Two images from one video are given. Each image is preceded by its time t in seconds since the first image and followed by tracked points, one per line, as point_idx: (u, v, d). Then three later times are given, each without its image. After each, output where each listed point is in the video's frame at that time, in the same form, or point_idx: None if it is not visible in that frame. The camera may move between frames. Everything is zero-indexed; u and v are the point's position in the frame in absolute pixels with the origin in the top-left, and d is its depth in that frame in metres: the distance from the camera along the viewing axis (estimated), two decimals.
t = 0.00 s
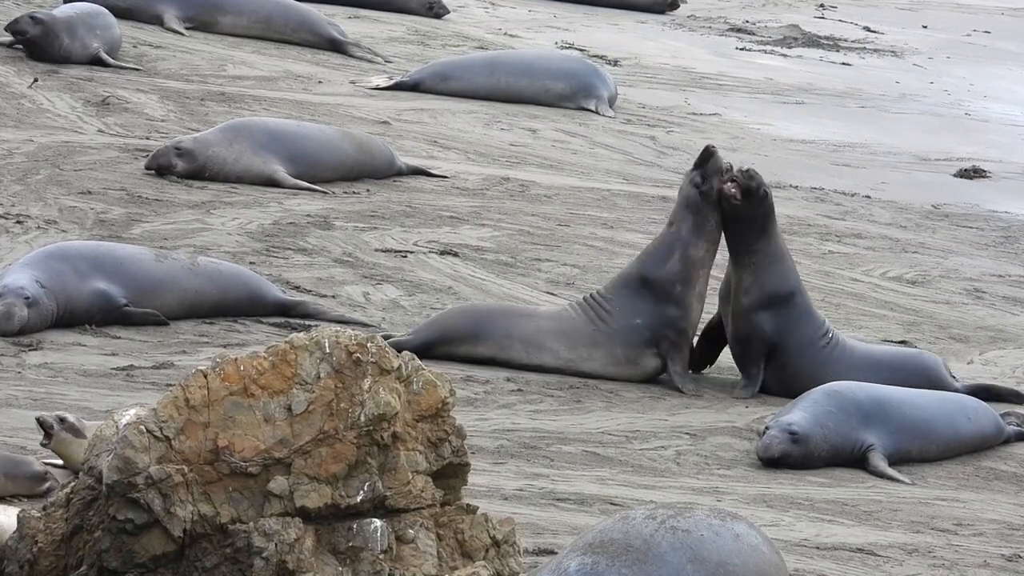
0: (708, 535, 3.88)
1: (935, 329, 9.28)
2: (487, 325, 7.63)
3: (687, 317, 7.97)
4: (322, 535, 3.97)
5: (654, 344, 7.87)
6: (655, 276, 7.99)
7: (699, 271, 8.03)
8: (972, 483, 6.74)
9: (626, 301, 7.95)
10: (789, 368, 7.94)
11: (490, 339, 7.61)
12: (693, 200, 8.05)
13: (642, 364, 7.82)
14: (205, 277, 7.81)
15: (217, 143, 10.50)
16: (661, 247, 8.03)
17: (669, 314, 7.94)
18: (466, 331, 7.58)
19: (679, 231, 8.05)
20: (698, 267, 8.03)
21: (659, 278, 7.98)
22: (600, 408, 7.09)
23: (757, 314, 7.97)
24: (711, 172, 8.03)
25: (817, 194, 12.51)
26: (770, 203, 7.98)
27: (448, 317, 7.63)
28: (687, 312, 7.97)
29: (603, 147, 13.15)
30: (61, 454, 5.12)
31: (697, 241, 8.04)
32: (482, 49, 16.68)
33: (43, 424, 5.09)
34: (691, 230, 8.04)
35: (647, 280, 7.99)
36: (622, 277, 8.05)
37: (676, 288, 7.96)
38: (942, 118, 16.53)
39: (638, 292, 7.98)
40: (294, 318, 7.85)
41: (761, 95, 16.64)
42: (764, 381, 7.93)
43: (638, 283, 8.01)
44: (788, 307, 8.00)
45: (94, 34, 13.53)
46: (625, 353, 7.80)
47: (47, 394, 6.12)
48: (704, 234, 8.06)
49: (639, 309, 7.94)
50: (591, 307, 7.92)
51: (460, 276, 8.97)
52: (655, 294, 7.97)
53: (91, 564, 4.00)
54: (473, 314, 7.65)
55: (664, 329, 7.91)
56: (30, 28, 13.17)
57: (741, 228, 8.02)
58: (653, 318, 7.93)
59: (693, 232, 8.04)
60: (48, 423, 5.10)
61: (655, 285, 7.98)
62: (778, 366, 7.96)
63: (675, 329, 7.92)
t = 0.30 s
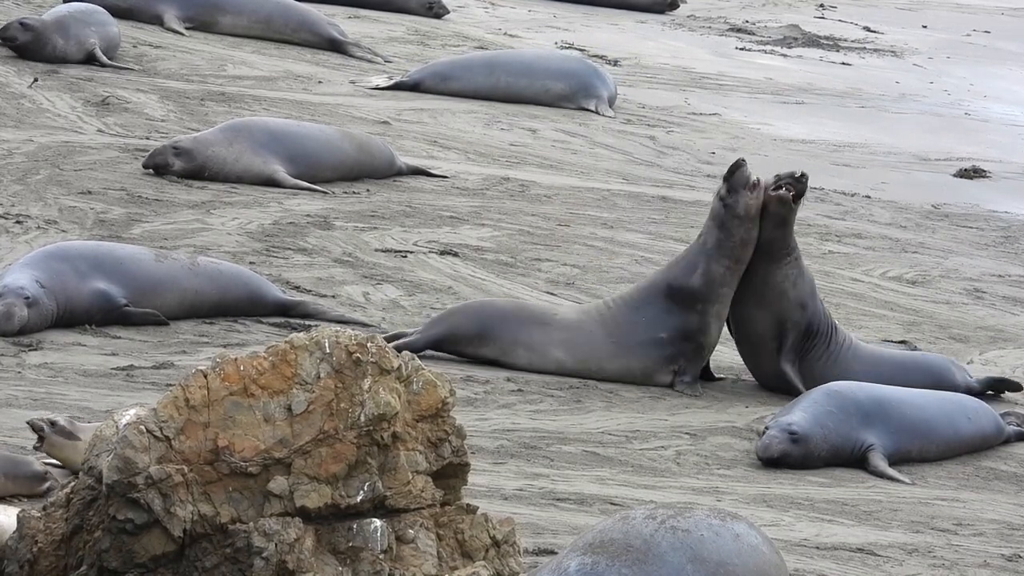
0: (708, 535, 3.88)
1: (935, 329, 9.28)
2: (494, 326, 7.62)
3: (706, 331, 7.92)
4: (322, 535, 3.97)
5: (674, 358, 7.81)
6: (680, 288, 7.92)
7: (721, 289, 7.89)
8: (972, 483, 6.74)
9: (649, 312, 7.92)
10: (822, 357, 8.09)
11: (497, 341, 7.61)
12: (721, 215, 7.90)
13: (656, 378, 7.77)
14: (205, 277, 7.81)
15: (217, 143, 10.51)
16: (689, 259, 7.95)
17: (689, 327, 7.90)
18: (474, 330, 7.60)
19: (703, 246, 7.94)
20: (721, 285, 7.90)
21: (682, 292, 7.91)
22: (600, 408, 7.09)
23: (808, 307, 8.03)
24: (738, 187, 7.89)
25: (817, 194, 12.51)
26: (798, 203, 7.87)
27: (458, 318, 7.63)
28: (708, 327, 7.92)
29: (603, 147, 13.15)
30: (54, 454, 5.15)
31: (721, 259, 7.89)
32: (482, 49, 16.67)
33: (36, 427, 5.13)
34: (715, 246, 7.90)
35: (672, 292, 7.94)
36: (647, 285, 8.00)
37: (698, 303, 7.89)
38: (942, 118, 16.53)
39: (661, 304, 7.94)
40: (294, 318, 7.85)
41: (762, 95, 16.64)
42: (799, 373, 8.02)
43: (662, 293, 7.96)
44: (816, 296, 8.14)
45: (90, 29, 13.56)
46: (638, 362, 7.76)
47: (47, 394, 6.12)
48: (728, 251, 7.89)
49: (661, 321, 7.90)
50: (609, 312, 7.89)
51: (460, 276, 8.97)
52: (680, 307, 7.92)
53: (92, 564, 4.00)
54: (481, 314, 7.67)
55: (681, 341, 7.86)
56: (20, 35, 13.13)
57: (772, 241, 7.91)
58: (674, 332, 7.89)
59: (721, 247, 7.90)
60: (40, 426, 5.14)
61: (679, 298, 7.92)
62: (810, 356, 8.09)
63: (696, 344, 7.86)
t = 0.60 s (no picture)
0: (708, 535, 3.88)
1: (935, 328, 9.28)
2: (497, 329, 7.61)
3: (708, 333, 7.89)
4: (323, 535, 3.97)
5: (677, 360, 7.79)
6: (684, 288, 7.88)
7: (727, 289, 7.90)
8: (973, 483, 6.74)
9: (653, 313, 7.87)
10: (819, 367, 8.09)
11: (500, 345, 7.59)
12: (728, 212, 7.92)
13: (659, 381, 7.77)
14: (205, 277, 7.81)
15: (217, 143, 10.51)
16: (693, 258, 7.92)
17: (692, 328, 7.87)
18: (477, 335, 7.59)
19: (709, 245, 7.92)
20: (726, 284, 7.90)
21: (687, 292, 7.88)
22: (600, 408, 7.09)
23: (804, 318, 8.08)
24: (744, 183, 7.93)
25: (817, 194, 12.51)
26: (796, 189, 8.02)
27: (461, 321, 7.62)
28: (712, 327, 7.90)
29: (603, 147, 13.15)
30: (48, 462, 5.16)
31: (728, 258, 7.89)
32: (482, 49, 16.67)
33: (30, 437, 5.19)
34: (722, 245, 7.91)
35: (676, 292, 7.90)
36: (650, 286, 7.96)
37: (703, 304, 7.87)
38: (942, 118, 16.53)
39: (664, 305, 7.89)
40: (294, 318, 7.85)
41: (761, 95, 16.64)
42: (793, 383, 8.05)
43: (665, 294, 7.91)
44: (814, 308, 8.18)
45: (90, 31, 13.54)
46: (641, 363, 7.75)
47: (47, 394, 6.12)
48: (735, 248, 7.91)
49: (665, 323, 7.86)
50: (613, 313, 7.85)
51: (460, 276, 8.97)
52: (683, 307, 7.88)
53: (92, 564, 4.01)
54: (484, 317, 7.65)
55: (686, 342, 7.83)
56: (22, 43, 13.03)
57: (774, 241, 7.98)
58: (677, 333, 7.86)
59: (727, 244, 7.91)
60: (33, 436, 5.19)
61: (682, 298, 7.88)
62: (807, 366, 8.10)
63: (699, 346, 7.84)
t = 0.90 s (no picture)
0: (709, 535, 3.87)
1: (935, 329, 9.28)
2: (493, 328, 7.57)
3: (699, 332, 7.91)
4: (323, 535, 3.97)
5: (668, 360, 7.82)
6: (670, 288, 7.90)
7: (714, 286, 7.91)
8: (973, 483, 6.74)
9: (640, 313, 7.89)
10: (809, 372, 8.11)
11: (493, 342, 7.56)
12: (710, 208, 7.92)
13: (653, 380, 7.78)
14: (204, 277, 7.81)
15: (217, 143, 10.51)
16: (678, 258, 7.91)
17: (681, 328, 7.89)
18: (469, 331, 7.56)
19: (695, 241, 7.89)
20: (711, 281, 7.89)
21: (673, 291, 7.89)
22: (600, 408, 7.08)
23: (795, 322, 8.06)
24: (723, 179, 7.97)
25: (817, 194, 12.50)
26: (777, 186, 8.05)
27: (456, 320, 7.59)
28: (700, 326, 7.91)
29: (603, 147, 13.14)
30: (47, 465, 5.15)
31: (714, 255, 7.88)
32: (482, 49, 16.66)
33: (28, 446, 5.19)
34: (709, 241, 7.88)
35: (663, 290, 7.91)
36: (635, 285, 7.97)
37: (691, 303, 7.87)
38: (942, 118, 16.52)
39: (650, 305, 7.91)
40: (293, 318, 7.85)
41: (761, 95, 16.63)
42: (782, 390, 8.09)
43: (651, 294, 7.93)
44: (806, 311, 8.13)
45: (91, 33, 13.54)
46: (634, 364, 7.77)
47: (47, 394, 6.12)
48: (720, 244, 7.89)
49: (655, 323, 7.88)
50: (602, 312, 7.87)
51: (460, 276, 8.97)
52: (670, 306, 7.90)
53: (92, 564, 4.01)
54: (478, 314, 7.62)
55: (676, 343, 7.85)
56: (24, 44, 13.04)
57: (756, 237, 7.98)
58: (667, 333, 7.88)
59: (711, 241, 7.89)
60: (27, 446, 5.20)
61: (669, 298, 7.90)
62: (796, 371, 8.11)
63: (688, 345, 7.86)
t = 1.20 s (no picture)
0: (709, 535, 3.87)
1: (934, 329, 9.28)
2: (487, 330, 7.57)
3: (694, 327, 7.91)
4: (323, 535, 3.96)
5: (663, 358, 7.84)
6: (656, 285, 7.91)
7: (699, 272, 7.95)
8: (972, 483, 6.74)
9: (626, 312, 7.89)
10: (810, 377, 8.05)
11: (487, 344, 7.56)
12: (679, 195, 8.01)
13: (649, 378, 7.80)
14: (204, 277, 7.81)
15: (217, 143, 10.51)
16: (656, 253, 7.95)
17: (675, 325, 7.89)
18: (462, 334, 7.56)
19: (673, 232, 7.93)
20: (691, 273, 7.92)
21: (656, 288, 7.91)
22: (600, 408, 7.08)
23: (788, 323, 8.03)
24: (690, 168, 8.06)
25: (817, 194, 12.51)
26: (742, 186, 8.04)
27: (448, 321, 7.60)
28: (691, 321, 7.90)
29: (603, 147, 13.15)
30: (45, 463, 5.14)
31: (692, 241, 7.95)
32: (482, 49, 16.67)
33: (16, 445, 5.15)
34: (685, 228, 7.96)
35: (647, 285, 7.92)
36: (620, 283, 7.98)
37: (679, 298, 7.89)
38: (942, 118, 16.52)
39: (635, 304, 7.91)
40: (293, 318, 7.85)
41: (761, 95, 16.63)
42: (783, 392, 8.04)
43: (635, 292, 7.93)
44: (801, 312, 8.06)
45: (91, 33, 13.54)
46: (629, 363, 7.78)
47: (47, 394, 6.12)
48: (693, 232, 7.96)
49: (646, 322, 7.89)
50: (593, 312, 7.87)
51: (459, 276, 8.97)
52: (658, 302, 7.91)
53: (92, 564, 4.01)
54: (470, 316, 7.61)
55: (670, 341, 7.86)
56: (24, 44, 13.04)
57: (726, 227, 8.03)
58: (658, 331, 7.89)
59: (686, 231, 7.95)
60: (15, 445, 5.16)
61: (656, 295, 7.91)
62: (794, 375, 8.07)
63: (683, 342, 7.85)
